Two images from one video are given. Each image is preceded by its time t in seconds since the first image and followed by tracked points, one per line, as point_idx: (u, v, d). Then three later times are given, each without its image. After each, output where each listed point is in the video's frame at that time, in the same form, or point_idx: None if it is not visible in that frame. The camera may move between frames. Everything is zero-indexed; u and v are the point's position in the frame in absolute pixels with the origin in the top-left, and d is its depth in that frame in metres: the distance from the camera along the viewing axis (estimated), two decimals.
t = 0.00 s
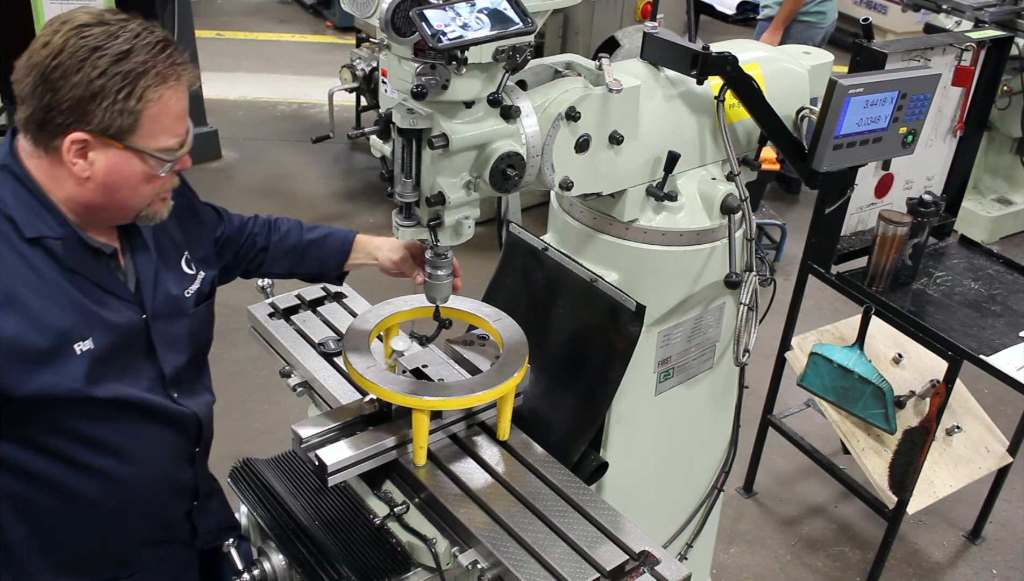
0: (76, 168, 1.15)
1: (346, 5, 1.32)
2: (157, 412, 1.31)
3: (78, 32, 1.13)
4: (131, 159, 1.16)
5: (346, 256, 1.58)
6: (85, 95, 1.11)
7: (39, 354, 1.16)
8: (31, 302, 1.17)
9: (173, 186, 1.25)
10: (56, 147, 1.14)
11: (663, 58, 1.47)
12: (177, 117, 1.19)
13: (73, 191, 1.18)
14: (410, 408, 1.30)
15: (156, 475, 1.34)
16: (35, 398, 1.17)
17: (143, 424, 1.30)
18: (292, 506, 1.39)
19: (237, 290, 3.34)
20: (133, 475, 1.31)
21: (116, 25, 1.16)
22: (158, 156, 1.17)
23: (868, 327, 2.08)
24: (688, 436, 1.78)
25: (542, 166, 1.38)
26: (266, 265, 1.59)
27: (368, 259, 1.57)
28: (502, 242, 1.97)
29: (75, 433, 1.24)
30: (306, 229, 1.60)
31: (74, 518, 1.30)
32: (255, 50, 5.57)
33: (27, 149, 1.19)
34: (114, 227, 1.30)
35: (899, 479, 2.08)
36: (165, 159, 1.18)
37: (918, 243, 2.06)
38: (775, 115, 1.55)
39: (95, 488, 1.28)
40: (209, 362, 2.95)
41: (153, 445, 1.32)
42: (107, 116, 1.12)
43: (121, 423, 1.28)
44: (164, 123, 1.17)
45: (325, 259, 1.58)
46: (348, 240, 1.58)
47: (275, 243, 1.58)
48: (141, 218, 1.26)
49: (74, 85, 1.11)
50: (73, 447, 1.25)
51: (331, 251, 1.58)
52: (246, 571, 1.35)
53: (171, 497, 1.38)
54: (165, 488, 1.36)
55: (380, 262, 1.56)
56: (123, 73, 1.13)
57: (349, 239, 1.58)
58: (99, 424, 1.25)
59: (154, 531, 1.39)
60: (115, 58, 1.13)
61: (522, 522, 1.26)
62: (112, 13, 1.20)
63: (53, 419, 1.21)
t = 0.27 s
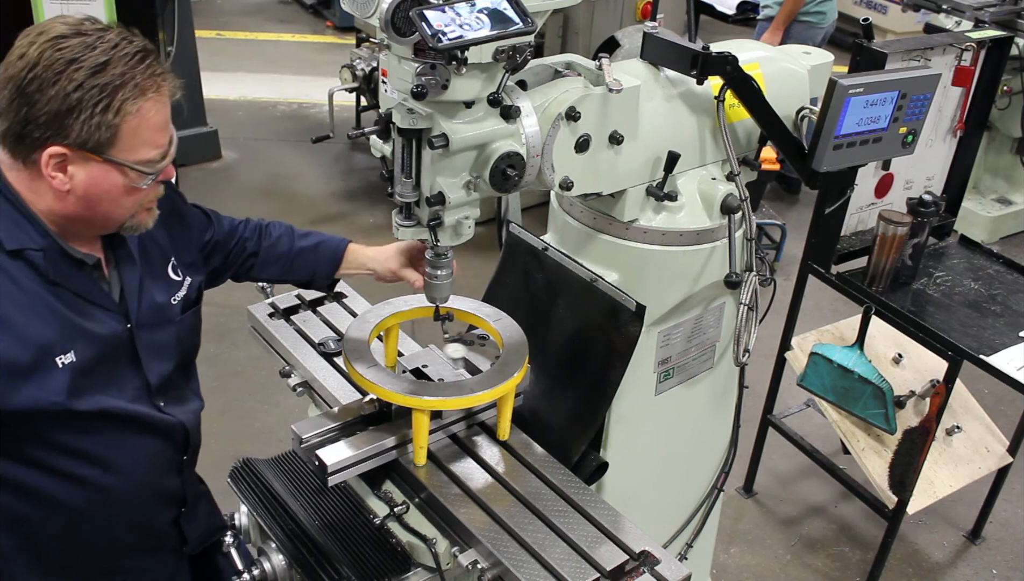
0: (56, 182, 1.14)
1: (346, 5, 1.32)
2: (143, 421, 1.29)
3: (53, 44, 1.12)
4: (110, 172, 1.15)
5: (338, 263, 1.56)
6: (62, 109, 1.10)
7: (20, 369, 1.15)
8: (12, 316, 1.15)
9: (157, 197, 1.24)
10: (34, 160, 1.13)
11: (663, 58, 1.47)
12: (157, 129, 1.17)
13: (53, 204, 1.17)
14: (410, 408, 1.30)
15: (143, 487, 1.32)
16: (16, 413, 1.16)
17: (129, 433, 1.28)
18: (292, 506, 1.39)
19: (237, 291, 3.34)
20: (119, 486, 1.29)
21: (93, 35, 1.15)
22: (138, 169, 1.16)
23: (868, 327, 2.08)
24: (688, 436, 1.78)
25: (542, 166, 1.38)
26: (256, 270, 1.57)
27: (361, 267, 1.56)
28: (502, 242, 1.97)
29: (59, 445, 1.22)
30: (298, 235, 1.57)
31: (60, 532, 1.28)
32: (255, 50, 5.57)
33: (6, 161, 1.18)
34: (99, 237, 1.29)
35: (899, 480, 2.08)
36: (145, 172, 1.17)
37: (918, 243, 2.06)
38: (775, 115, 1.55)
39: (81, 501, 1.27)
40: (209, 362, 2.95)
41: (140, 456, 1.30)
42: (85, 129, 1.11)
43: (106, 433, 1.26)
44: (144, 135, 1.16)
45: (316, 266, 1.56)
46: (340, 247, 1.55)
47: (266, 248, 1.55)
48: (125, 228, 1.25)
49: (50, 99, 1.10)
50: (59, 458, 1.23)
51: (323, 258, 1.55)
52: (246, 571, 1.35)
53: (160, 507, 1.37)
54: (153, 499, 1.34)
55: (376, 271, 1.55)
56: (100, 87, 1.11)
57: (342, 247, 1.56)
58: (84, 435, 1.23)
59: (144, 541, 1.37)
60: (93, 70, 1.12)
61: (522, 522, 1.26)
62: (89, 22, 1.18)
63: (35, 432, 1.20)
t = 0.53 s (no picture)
0: (48, 187, 1.14)
1: (346, 5, 1.32)
2: (134, 426, 1.29)
3: (44, 48, 1.12)
4: (103, 177, 1.15)
5: (335, 261, 1.55)
6: (53, 114, 1.10)
7: (11, 375, 1.15)
8: (4, 322, 1.15)
9: (150, 202, 1.24)
10: (26, 165, 1.13)
11: (663, 58, 1.47)
12: (150, 133, 1.17)
13: (45, 209, 1.17)
14: (410, 408, 1.30)
15: (134, 491, 1.32)
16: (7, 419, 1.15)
17: (122, 437, 1.28)
18: (292, 505, 1.39)
19: (237, 291, 3.34)
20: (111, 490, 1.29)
21: (84, 40, 1.15)
22: (131, 174, 1.16)
23: (868, 327, 2.08)
24: (688, 436, 1.78)
25: (542, 166, 1.38)
26: (253, 269, 1.57)
27: (358, 264, 1.56)
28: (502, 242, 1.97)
29: (52, 450, 1.22)
30: (296, 233, 1.57)
31: (53, 538, 1.27)
32: (255, 50, 5.57)
33: None
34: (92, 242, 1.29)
35: (899, 480, 2.08)
36: (138, 177, 1.17)
37: (918, 243, 2.06)
38: (775, 115, 1.55)
39: (73, 507, 1.26)
40: (209, 362, 2.95)
41: (131, 460, 1.30)
42: (76, 134, 1.11)
43: (98, 437, 1.26)
44: (136, 140, 1.15)
45: (313, 265, 1.55)
46: (337, 245, 1.55)
47: (263, 247, 1.55)
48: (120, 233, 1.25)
49: (42, 104, 1.10)
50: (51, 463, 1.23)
51: (319, 256, 1.55)
52: (246, 571, 1.36)
53: (153, 512, 1.37)
54: (145, 504, 1.34)
55: (374, 267, 1.55)
56: (91, 92, 1.11)
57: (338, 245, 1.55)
58: (75, 439, 1.23)
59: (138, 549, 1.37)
60: (84, 75, 1.12)
61: (522, 522, 1.26)
62: (81, 26, 1.19)
63: (26, 438, 1.19)
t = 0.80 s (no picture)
0: (48, 189, 1.13)
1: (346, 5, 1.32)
2: (135, 428, 1.29)
3: (44, 50, 1.12)
4: (103, 179, 1.14)
5: (334, 264, 1.56)
6: (54, 116, 1.10)
7: (11, 377, 1.14)
8: (4, 325, 1.15)
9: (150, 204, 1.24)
10: (27, 167, 1.13)
11: (663, 57, 1.47)
12: (150, 135, 1.17)
13: (44, 211, 1.17)
14: (410, 408, 1.30)
15: (133, 493, 1.32)
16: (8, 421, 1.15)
17: (121, 438, 1.28)
18: (292, 505, 1.39)
19: (237, 291, 3.34)
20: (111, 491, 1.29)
21: (85, 41, 1.15)
22: (132, 176, 1.16)
23: (868, 327, 2.08)
24: (688, 436, 1.78)
25: (542, 166, 1.38)
26: (252, 272, 1.57)
27: (357, 266, 1.56)
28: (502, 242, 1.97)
29: (52, 452, 1.21)
30: (294, 236, 1.57)
31: (52, 540, 1.27)
32: (256, 50, 5.57)
33: None
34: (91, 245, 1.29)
35: (899, 480, 2.08)
36: (139, 179, 1.17)
37: (918, 243, 2.06)
38: (775, 115, 1.55)
39: (73, 508, 1.26)
40: (209, 362, 2.95)
41: (132, 462, 1.30)
42: (76, 136, 1.10)
43: (98, 439, 1.25)
44: (137, 142, 1.15)
45: (311, 267, 1.56)
46: (337, 248, 1.56)
47: (261, 250, 1.56)
48: (120, 235, 1.24)
49: (42, 106, 1.10)
50: (51, 466, 1.22)
51: (319, 259, 1.55)
52: (246, 571, 1.36)
53: (153, 515, 1.37)
54: (143, 507, 1.34)
55: (373, 271, 1.55)
56: (92, 93, 1.11)
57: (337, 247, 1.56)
58: (77, 442, 1.23)
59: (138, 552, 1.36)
60: (84, 76, 1.12)
61: (522, 522, 1.26)
62: (81, 28, 1.19)
63: (26, 440, 1.19)
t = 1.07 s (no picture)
0: (44, 189, 1.13)
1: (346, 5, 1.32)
2: (134, 429, 1.29)
3: (41, 49, 1.12)
4: (100, 178, 1.14)
5: (333, 267, 1.56)
6: (50, 115, 1.10)
7: (10, 378, 1.14)
8: (3, 327, 1.15)
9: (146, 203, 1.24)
10: (23, 167, 1.13)
11: (663, 57, 1.47)
12: (147, 135, 1.17)
13: (41, 211, 1.17)
14: (410, 408, 1.30)
15: (132, 495, 1.32)
16: (7, 422, 1.15)
17: (120, 440, 1.28)
18: (292, 505, 1.39)
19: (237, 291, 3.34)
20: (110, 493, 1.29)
21: (81, 40, 1.15)
22: (128, 175, 1.16)
23: (868, 327, 2.08)
24: (688, 436, 1.78)
25: (542, 166, 1.38)
26: (251, 273, 1.57)
27: (357, 269, 1.55)
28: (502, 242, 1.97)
29: (51, 453, 1.21)
30: (294, 238, 1.57)
31: (51, 541, 1.27)
32: (255, 50, 5.57)
33: None
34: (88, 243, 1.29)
35: (899, 480, 2.08)
36: (136, 178, 1.17)
37: (918, 243, 2.06)
38: (775, 115, 1.55)
39: (73, 508, 1.26)
40: (209, 362, 2.95)
41: (130, 463, 1.30)
42: (73, 136, 1.10)
43: (97, 440, 1.25)
44: (134, 141, 1.15)
45: (311, 269, 1.56)
46: (336, 250, 1.56)
47: (260, 251, 1.55)
48: (117, 233, 1.25)
49: (39, 105, 1.10)
50: (51, 467, 1.23)
51: (317, 261, 1.55)
52: (246, 571, 1.36)
53: (152, 516, 1.37)
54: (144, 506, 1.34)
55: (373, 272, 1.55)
56: (88, 93, 1.11)
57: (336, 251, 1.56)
58: (76, 443, 1.23)
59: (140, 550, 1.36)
60: (81, 76, 1.11)
61: (522, 522, 1.26)
62: (78, 26, 1.18)
63: (25, 441, 1.19)
